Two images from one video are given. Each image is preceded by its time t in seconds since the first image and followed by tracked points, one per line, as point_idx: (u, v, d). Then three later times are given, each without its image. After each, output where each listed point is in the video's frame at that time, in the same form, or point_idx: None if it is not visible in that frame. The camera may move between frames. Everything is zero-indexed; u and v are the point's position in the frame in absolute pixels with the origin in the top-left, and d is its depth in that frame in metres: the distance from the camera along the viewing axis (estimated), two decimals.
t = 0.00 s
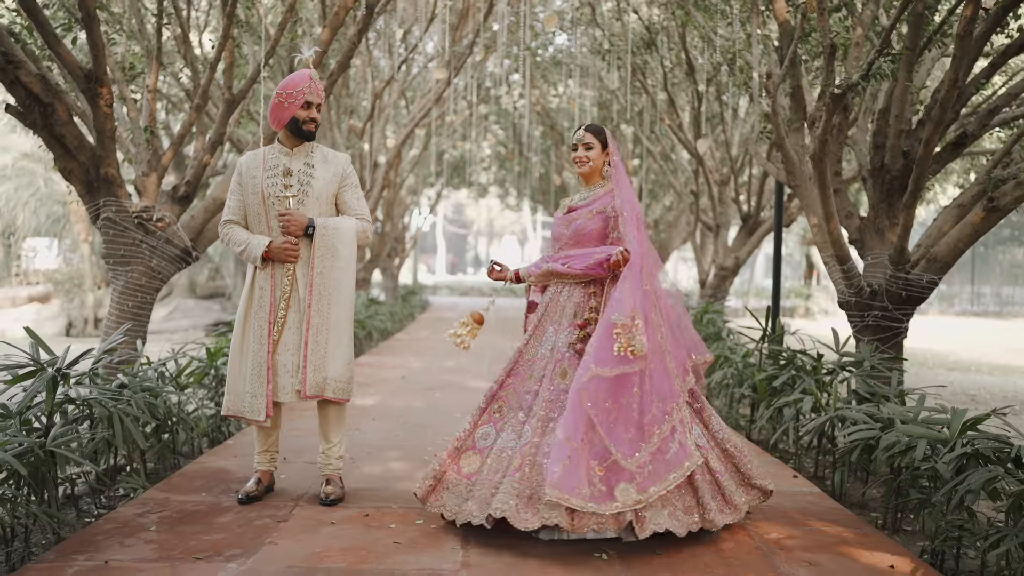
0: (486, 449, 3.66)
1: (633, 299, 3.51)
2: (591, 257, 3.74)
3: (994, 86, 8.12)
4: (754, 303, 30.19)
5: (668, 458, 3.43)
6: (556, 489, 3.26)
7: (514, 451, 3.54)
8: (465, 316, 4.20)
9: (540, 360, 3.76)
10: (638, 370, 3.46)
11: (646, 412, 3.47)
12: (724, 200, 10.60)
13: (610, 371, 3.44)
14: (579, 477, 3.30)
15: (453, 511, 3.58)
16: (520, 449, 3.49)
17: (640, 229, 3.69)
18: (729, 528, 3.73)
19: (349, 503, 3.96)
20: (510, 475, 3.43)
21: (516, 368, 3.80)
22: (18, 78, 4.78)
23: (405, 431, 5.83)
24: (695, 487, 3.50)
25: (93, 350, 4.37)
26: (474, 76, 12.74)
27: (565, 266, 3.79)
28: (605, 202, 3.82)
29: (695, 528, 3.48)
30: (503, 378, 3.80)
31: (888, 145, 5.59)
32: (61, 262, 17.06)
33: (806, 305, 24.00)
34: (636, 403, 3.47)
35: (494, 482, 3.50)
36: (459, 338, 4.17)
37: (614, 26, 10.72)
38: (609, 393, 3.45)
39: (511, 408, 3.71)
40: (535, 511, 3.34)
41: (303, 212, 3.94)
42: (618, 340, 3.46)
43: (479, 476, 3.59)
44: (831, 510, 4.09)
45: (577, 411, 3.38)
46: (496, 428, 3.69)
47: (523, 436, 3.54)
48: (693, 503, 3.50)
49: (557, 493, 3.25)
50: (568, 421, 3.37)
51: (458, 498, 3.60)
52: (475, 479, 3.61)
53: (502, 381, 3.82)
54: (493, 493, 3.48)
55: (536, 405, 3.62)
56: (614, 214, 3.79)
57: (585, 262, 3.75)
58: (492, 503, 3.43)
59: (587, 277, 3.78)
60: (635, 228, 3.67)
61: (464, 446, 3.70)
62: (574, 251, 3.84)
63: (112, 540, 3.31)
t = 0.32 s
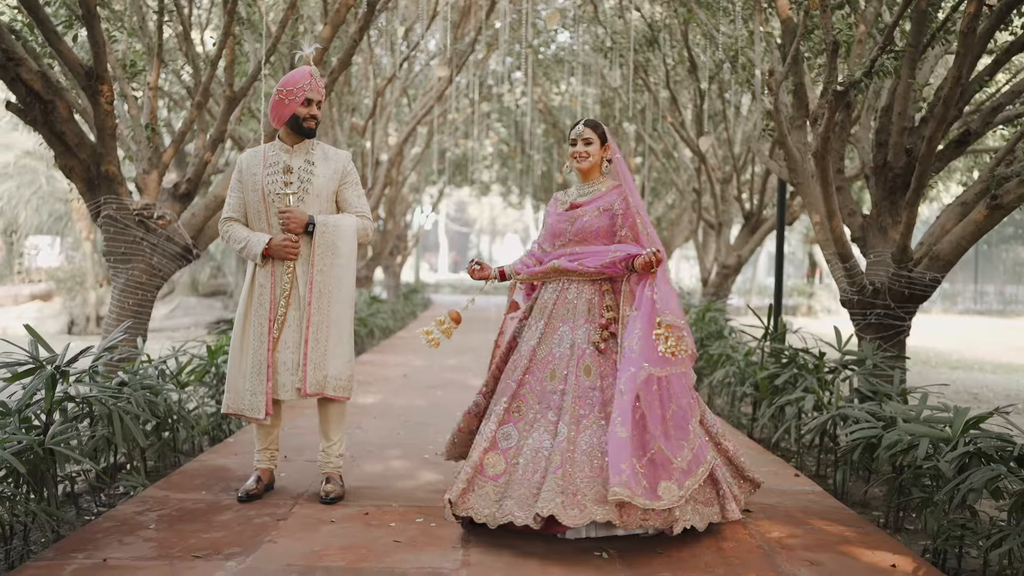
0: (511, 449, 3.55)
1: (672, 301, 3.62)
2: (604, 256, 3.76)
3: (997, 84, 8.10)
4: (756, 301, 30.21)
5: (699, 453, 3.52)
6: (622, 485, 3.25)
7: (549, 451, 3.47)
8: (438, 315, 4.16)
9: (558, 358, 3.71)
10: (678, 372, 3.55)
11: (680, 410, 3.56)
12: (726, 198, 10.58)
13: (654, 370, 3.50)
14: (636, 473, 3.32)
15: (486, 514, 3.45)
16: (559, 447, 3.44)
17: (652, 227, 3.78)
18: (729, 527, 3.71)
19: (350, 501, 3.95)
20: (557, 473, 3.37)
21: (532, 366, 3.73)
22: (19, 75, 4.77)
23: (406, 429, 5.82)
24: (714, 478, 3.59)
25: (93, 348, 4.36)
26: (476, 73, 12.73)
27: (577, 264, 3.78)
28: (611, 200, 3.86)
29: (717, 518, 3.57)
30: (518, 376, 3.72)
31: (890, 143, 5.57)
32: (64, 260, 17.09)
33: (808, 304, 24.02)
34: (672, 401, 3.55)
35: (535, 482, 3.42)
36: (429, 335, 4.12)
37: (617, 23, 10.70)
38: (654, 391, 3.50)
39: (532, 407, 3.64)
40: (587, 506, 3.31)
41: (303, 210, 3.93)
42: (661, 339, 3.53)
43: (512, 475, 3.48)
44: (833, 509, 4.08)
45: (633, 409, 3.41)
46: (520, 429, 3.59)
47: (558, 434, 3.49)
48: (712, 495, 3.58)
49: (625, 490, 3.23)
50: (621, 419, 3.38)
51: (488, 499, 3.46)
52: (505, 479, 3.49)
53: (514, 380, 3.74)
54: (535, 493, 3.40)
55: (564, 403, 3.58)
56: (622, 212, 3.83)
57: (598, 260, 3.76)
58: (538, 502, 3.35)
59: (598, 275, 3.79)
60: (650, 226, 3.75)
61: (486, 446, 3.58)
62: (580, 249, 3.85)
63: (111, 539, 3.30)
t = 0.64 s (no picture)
0: (548, 450, 3.48)
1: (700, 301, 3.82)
2: (613, 255, 3.84)
3: (999, 82, 8.08)
4: (759, 300, 30.20)
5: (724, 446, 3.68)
6: (687, 482, 3.33)
7: (589, 450, 3.46)
8: (425, 317, 4.23)
9: (577, 356, 3.70)
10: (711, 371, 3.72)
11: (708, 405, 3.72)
12: (728, 197, 10.55)
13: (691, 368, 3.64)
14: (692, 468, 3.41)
15: (534, 516, 3.36)
16: (604, 445, 3.44)
17: (666, 229, 3.97)
18: (730, 526, 3.71)
19: (350, 499, 3.95)
20: (612, 471, 3.38)
21: (551, 364, 3.68)
22: (20, 73, 4.75)
23: (407, 427, 5.81)
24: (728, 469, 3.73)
25: (94, 345, 4.36)
26: (478, 72, 12.71)
27: (587, 262, 3.83)
28: (615, 198, 3.95)
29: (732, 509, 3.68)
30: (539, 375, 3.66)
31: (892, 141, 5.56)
32: (66, 258, 17.12)
33: (811, 302, 24.00)
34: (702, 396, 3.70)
35: (584, 482, 3.40)
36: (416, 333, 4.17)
37: (619, 22, 10.67)
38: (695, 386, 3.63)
39: (558, 406, 3.59)
40: (641, 502, 3.36)
41: (304, 208, 3.92)
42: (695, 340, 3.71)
43: (558, 475, 3.41)
44: (835, 508, 4.06)
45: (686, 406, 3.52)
46: (551, 428, 3.53)
47: (596, 432, 3.49)
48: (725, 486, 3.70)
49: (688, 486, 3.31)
50: (672, 416, 3.47)
51: (535, 501, 3.38)
52: (547, 481, 3.42)
53: (532, 379, 3.70)
54: (586, 492, 3.37)
55: (595, 401, 3.58)
56: (627, 210, 3.96)
57: (609, 258, 3.83)
58: (593, 501, 3.33)
59: (608, 274, 3.86)
60: (660, 226, 3.94)
61: (522, 448, 3.48)
62: (586, 246, 3.91)
63: (111, 537, 3.29)
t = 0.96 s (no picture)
0: (591, 448, 3.44)
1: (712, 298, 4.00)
2: (620, 252, 3.89)
3: (1004, 80, 8.05)
4: (763, 298, 30.14)
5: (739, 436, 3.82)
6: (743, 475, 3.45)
7: (629, 445, 3.47)
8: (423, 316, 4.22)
9: (598, 350, 3.70)
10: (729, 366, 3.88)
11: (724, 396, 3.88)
12: (732, 194, 10.52)
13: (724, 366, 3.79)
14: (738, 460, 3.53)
15: (588, 514, 3.28)
16: (648, 440, 3.47)
17: (675, 225, 4.07)
18: (733, 524, 3.69)
19: (352, 497, 3.94)
20: (664, 465, 3.40)
21: (575, 361, 3.66)
22: (22, 70, 4.78)
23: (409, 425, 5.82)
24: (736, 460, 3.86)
25: (96, 343, 4.36)
26: (482, 69, 12.70)
27: (597, 259, 3.86)
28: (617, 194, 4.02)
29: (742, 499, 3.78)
30: (564, 374, 3.63)
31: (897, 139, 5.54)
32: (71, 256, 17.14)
33: (814, 300, 23.98)
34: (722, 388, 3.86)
35: (634, 478, 3.40)
36: (414, 335, 4.16)
37: (623, 19, 10.65)
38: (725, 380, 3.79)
39: (589, 402, 3.56)
40: (694, 495, 3.43)
41: (306, 205, 3.91)
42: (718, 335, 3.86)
43: (606, 471, 3.37)
44: (839, 506, 4.05)
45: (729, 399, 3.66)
46: (586, 425, 3.49)
47: (635, 428, 3.51)
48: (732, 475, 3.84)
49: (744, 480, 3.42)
50: (718, 411, 3.59)
51: (586, 500, 3.31)
52: (593, 479, 3.37)
53: (555, 377, 3.66)
54: (638, 488, 3.37)
55: (627, 395, 3.59)
56: (628, 206, 4.04)
57: (618, 255, 3.88)
58: (649, 495, 3.34)
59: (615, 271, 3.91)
60: (670, 223, 4.04)
61: (563, 448, 3.42)
62: (592, 243, 3.95)
63: (111, 535, 3.29)
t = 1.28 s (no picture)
0: (634, 442, 3.39)
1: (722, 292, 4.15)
2: (626, 250, 3.93)
3: (1011, 78, 8.01)
4: (769, 296, 30.15)
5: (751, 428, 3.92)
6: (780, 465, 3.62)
7: (666, 436, 3.46)
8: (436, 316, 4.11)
9: (618, 344, 3.71)
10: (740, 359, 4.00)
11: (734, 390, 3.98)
12: (737, 192, 10.50)
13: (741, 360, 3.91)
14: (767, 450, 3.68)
15: (644, 509, 3.22)
16: (686, 430, 3.47)
17: (677, 224, 4.11)
18: (737, 523, 3.67)
19: (355, 495, 3.94)
20: (707, 455, 3.40)
21: (598, 356, 3.64)
22: (26, 67, 4.78)
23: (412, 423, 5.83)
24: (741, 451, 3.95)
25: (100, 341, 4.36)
26: (488, 67, 12.68)
27: (605, 257, 3.88)
28: (615, 192, 4.05)
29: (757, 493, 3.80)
30: (590, 371, 3.59)
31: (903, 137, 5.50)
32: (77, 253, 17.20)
33: (820, 299, 23.95)
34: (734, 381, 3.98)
35: (677, 472, 3.36)
36: (427, 344, 4.08)
37: (629, 17, 10.62)
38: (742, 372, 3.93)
39: (619, 396, 3.53)
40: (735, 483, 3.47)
41: (309, 202, 3.90)
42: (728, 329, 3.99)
43: (653, 464, 3.33)
44: (844, 506, 4.03)
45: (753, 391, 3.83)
46: (622, 418, 3.45)
47: (669, 419, 3.50)
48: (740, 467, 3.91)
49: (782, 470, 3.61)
50: (750, 404, 3.72)
51: (638, 495, 3.26)
52: (641, 474, 3.31)
53: (579, 374, 3.63)
54: (685, 479, 3.35)
55: (654, 386, 3.60)
56: (626, 203, 4.09)
57: (625, 253, 3.92)
58: (697, 486, 3.32)
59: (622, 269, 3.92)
60: (672, 221, 4.08)
61: (606, 445, 3.35)
62: (599, 240, 3.96)
63: (113, 532, 3.28)
